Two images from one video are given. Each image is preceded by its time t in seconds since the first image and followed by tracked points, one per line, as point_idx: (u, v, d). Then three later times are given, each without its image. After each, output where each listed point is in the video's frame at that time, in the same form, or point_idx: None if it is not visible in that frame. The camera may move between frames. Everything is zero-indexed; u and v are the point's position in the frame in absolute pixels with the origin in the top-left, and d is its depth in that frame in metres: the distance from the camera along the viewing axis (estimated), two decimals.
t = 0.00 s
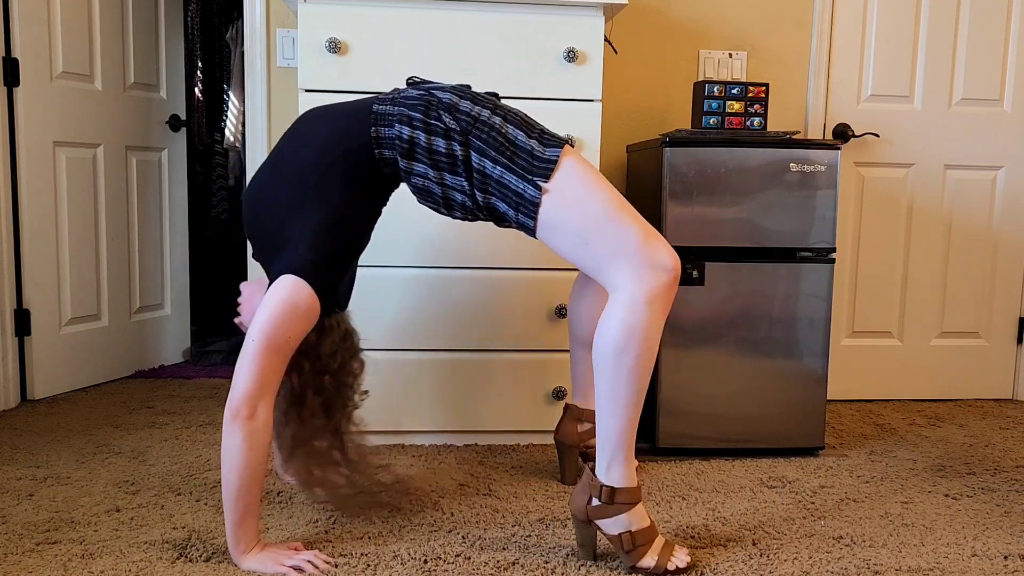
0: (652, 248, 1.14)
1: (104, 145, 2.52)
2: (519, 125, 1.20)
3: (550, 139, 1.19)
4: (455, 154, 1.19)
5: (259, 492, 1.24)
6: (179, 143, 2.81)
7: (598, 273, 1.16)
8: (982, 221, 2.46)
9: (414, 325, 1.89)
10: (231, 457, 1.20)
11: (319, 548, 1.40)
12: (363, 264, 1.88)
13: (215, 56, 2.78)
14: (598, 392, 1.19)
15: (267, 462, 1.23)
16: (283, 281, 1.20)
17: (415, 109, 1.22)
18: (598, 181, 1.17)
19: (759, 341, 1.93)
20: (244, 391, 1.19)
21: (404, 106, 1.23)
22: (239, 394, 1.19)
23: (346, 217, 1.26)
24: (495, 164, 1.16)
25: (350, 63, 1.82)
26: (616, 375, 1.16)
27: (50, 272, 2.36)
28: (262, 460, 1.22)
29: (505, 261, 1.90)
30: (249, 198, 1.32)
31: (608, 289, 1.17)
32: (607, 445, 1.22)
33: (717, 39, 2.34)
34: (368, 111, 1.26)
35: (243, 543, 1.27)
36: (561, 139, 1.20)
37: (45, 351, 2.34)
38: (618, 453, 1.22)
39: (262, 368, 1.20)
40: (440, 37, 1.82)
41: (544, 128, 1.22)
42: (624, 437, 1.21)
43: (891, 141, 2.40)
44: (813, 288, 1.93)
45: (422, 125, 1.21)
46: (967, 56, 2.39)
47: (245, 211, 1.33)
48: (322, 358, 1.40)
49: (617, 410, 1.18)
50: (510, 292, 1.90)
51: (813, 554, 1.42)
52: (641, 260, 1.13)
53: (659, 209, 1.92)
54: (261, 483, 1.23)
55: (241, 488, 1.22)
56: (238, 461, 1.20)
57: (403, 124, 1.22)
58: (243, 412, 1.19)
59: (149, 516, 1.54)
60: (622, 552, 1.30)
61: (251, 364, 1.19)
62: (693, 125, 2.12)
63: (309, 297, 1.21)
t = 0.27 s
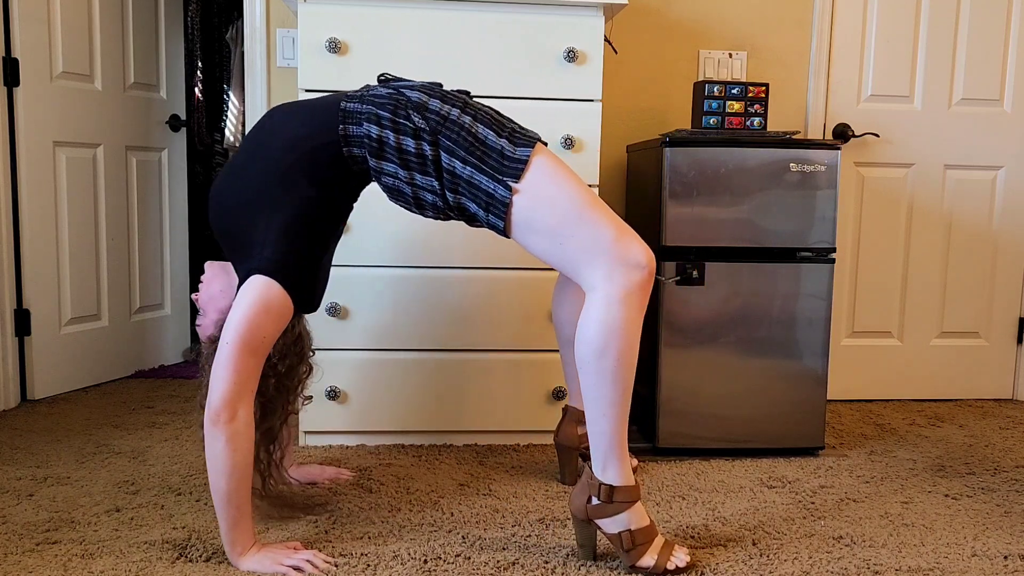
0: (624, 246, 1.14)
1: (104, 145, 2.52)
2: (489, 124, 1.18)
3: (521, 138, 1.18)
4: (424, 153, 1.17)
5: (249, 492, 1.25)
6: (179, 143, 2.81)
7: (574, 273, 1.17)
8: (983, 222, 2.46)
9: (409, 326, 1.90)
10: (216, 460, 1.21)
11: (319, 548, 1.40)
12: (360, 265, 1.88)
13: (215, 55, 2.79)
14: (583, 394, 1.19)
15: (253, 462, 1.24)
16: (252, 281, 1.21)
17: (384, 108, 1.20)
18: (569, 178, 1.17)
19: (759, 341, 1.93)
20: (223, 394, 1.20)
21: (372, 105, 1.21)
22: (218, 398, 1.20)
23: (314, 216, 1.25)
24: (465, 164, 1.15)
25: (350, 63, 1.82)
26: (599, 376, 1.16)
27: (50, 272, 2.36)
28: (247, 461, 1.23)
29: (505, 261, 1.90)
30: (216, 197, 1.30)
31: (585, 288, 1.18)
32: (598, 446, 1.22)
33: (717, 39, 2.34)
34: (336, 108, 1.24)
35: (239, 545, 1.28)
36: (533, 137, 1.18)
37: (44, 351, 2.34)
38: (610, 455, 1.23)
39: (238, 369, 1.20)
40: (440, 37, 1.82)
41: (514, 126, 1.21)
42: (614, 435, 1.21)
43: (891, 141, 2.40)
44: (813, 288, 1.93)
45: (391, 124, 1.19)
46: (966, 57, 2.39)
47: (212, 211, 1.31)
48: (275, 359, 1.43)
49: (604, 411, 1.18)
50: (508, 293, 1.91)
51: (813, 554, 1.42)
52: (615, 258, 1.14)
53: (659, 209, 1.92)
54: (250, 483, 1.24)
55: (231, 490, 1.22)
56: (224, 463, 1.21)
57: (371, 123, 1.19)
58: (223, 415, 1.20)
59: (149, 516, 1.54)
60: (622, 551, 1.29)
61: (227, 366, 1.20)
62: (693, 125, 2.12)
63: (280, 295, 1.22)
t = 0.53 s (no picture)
0: (631, 242, 1.01)
1: (75, 136, 2.38)
2: (488, 110, 1.05)
3: (522, 125, 1.05)
4: (418, 142, 1.05)
5: (230, 510, 1.12)
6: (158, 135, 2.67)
7: (574, 272, 1.04)
8: (1018, 220, 2.32)
9: (398, 329, 1.77)
10: (193, 475, 1.08)
11: (306, 567, 1.27)
12: (348, 264, 1.75)
13: (193, 39, 2.62)
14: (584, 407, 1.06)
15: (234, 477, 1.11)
16: (235, 279, 1.08)
17: (373, 93, 1.07)
18: (571, 167, 1.04)
19: (777, 345, 1.80)
20: (200, 402, 1.07)
21: (360, 89, 1.08)
22: (195, 406, 1.07)
23: (299, 211, 1.11)
24: (460, 154, 1.03)
25: (338, 45, 1.68)
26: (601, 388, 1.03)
27: (16, 269, 2.23)
28: (228, 476, 1.10)
29: (506, 259, 1.76)
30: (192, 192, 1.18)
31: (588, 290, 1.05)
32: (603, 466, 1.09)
33: (730, 23, 2.20)
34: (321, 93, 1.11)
35: (216, 564, 1.13)
36: (536, 125, 1.06)
37: (9, 355, 2.21)
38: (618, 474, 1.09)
39: (217, 376, 1.07)
40: (435, 16, 1.69)
41: (515, 113, 1.08)
42: (623, 451, 1.07)
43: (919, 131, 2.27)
44: (835, 288, 1.80)
45: (382, 110, 1.06)
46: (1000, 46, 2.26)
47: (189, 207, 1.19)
48: (259, 365, 1.30)
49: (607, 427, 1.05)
50: (506, 293, 1.77)
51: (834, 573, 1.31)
52: (621, 256, 1.01)
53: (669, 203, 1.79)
54: (230, 500, 1.11)
55: (209, 508, 1.10)
56: (201, 479, 1.08)
57: (360, 109, 1.07)
58: (200, 425, 1.07)
59: (124, 534, 1.41)
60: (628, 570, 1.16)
61: (205, 372, 1.06)
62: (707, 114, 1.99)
63: (264, 296, 1.08)
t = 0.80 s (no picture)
0: (641, 245, 1.01)
1: (75, 135, 2.38)
2: (500, 109, 1.06)
3: (533, 125, 1.05)
4: (430, 140, 1.05)
5: (230, 510, 1.12)
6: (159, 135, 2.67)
7: (582, 272, 1.03)
8: (1017, 219, 2.32)
9: (401, 329, 1.77)
10: (197, 474, 1.08)
11: (306, 568, 1.27)
12: (352, 264, 1.75)
13: (193, 39, 2.67)
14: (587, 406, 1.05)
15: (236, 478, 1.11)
16: (246, 280, 1.08)
17: (385, 91, 1.07)
18: (582, 168, 1.04)
19: (778, 345, 1.80)
20: (207, 402, 1.07)
21: (372, 88, 1.08)
22: (202, 405, 1.07)
23: (308, 212, 1.13)
24: (472, 152, 1.03)
25: (338, 45, 1.68)
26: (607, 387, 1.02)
27: (17, 269, 2.23)
28: (230, 477, 1.10)
29: (506, 259, 1.76)
30: (203, 192, 1.18)
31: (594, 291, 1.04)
32: (601, 466, 1.08)
33: (731, 23, 2.20)
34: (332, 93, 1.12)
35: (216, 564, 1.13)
36: (546, 124, 1.06)
37: (10, 355, 2.21)
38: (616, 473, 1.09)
39: (225, 376, 1.07)
40: (436, 16, 1.69)
41: (526, 113, 1.08)
42: (619, 454, 1.07)
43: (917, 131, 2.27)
44: (835, 288, 1.80)
45: (393, 109, 1.06)
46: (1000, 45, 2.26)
47: (199, 207, 1.19)
48: (275, 366, 1.29)
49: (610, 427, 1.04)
50: (508, 293, 1.77)
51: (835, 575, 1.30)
52: (631, 258, 1.01)
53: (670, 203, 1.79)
54: (231, 501, 1.11)
55: (210, 508, 1.10)
56: (204, 478, 1.08)
57: (371, 108, 1.07)
58: (207, 425, 1.07)
59: (124, 533, 1.41)
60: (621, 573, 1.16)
61: (214, 371, 1.06)
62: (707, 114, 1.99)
63: (274, 298, 1.09)
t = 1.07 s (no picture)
0: (678, 249, 1.00)
1: (75, 135, 2.38)
2: (538, 113, 1.06)
3: (572, 129, 1.06)
4: (471, 145, 1.06)
5: (244, 510, 1.12)
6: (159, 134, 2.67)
7: (614, 273, 1.03)
8: (1017, 219, 2.33)
9: (407, 329, 1.76)
10: (218, 471, 1.08)
11: (305, 567, 1.27)
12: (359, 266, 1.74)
13: (193, 39, 2.59)
14: (613, 403, 1.06)
15: (255, 478, 1.12)
16: (282, 284, 1.09)
17: (425, 96, 1.08)
18: (619, 170, 1.04)
19: (778, 345, 1.80)
20: (236, 400, 1.07)
21: (412, 94, 1.09)
22: (228, 404, 1.07)
23: (350, 218, 1.13)
24: (511, 156, 1.03)
25: (338, 45, 1.68)
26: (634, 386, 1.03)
27: (17, 268, 2.23)
28: (249, 477, 1.10)
29: (507, 259, 1.76)
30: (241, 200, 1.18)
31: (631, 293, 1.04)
32: (619, 462, 1.09)
33: (731, 23, 2.20)
34: (375, 99, 1.12)
35: (220, 562, 1.13)
36: (585, 129, 1.06)
37: (10, 355, 2.21)
38: (629, 470, 1.10)
39: (255, 376, 1.08)
40: (436, 16, 1.69)
41: (564, 117, 1.09)
42: (636, 451, 1.08)
43: (916, 132, 2.27)
44: (835, 288, 1.80)
45: (434, 114, 1.07)
46: (1000, 46, 2.26)
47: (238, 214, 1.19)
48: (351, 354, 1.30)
49: (633, 425, 1.05)
50: (513, 294, 1.77)
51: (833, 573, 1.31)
52: (667, 261, 1.00)
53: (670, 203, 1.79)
54: (246, 501, 1.11)
55: (228, 506, 1.10)
56: (225, 476, 1.08)
57: (411, 113, 1.08)
58: (232, 423, 1.07)
59: (124, 534, 1.41)
60: (626, 569, 1.17)
61: (244, 371, 1.07)
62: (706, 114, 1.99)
63: (309, 303, 1.09)
